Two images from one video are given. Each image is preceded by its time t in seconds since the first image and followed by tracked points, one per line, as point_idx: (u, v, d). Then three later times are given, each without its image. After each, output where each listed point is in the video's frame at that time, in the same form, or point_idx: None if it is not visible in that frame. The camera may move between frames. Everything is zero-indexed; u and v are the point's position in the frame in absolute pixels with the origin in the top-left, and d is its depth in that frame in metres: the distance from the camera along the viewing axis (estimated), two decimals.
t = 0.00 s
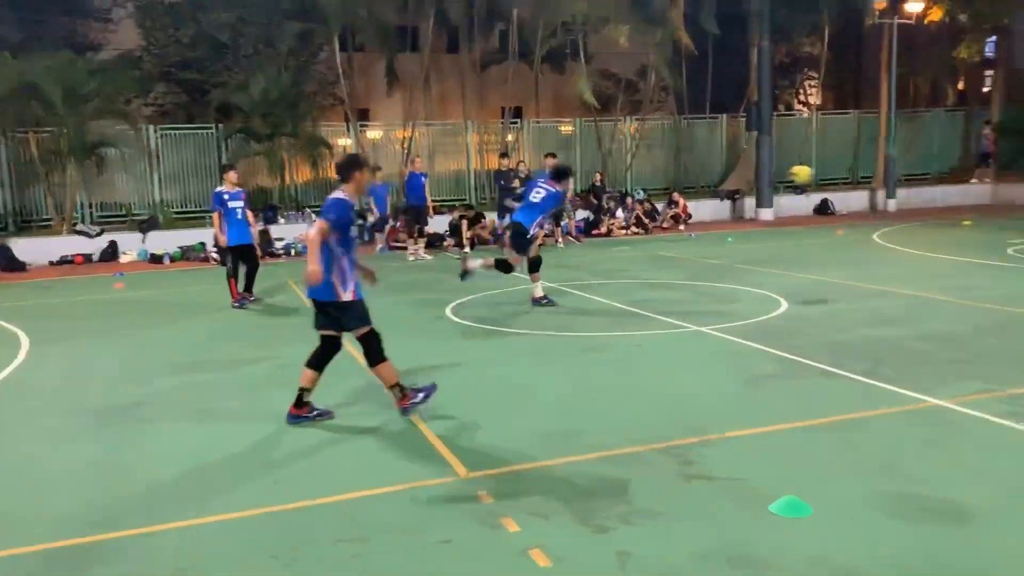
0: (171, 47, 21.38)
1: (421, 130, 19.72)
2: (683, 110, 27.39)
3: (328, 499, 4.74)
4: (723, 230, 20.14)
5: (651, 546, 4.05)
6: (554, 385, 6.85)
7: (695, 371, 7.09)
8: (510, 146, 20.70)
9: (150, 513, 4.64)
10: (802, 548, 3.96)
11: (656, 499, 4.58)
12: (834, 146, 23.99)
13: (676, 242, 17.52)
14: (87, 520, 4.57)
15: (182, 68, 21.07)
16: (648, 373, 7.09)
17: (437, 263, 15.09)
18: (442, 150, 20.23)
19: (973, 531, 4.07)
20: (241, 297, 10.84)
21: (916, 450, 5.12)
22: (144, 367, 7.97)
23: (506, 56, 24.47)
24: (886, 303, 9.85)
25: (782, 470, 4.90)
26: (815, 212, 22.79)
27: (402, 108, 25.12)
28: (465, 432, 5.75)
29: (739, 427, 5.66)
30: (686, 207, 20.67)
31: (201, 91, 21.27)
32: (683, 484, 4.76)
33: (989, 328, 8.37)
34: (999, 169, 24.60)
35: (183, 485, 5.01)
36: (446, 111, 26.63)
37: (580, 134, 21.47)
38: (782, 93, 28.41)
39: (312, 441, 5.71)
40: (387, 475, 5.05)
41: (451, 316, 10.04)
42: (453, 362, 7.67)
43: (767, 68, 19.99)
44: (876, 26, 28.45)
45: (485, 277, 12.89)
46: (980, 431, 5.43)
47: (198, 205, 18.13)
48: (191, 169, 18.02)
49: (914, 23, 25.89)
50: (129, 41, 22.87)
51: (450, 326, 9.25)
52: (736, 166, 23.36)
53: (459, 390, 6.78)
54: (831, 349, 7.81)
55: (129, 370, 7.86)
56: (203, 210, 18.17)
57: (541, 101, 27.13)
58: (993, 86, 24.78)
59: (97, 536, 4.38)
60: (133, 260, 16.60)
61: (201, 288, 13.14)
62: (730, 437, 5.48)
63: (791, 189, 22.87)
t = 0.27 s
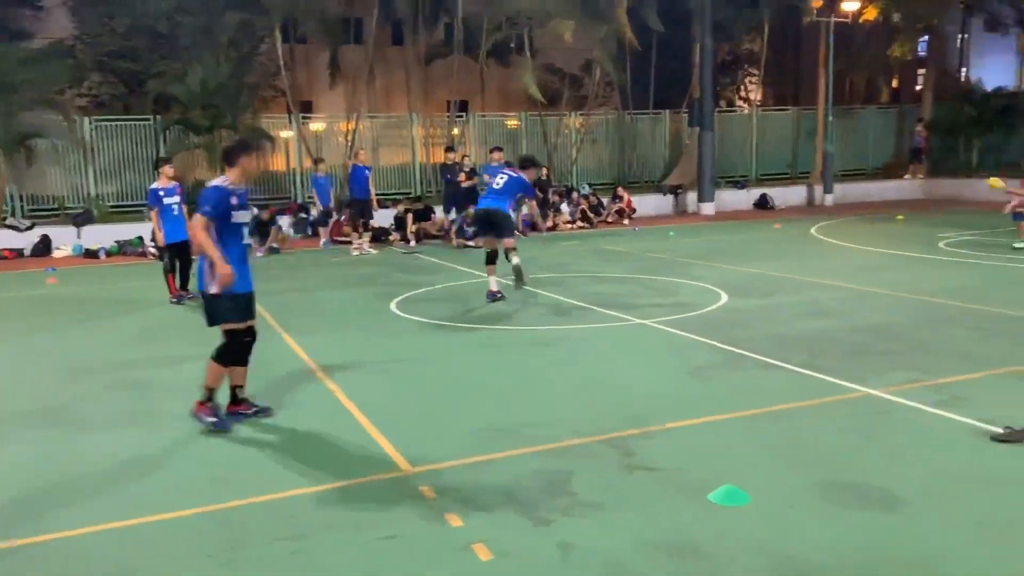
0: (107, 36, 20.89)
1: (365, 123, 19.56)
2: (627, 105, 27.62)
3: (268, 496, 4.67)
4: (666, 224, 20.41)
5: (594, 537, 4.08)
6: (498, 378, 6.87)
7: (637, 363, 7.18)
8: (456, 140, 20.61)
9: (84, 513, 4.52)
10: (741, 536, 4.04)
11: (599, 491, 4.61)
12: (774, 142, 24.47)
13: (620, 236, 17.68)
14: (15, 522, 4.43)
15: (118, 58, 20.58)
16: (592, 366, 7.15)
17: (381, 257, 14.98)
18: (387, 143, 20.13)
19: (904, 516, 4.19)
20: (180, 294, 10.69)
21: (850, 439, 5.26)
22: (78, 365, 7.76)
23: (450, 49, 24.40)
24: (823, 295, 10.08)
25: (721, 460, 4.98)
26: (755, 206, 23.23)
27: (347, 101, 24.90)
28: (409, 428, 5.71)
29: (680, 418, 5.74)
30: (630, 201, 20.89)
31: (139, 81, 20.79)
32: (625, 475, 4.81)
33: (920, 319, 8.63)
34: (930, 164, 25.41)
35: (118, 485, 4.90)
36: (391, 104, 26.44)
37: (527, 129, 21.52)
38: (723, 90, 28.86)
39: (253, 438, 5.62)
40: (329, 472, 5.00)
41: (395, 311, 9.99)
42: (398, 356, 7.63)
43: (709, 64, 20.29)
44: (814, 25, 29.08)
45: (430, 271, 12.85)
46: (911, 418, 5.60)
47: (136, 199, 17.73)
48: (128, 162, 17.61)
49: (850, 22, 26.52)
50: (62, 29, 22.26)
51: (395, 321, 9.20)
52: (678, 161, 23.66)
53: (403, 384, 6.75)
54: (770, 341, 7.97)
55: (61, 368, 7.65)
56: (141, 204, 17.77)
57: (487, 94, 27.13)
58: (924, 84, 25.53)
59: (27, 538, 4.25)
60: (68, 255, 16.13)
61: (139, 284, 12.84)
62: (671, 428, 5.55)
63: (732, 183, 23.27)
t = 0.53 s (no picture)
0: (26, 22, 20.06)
1: (299, 115, 19.27)
2: (563, 100, 27.76)
3: (195, 496, 4.55)
4: (602, 220, 20.57)
5: (527, 531, 4.08)
6: (433, 373, 6.83)
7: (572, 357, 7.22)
8: (392, 133, 20.43)
9: None
10: (672, 527, 4.08)
11: (532, 485, 4.61)
12: (707, 139, 24.89)
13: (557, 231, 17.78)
14: None
15: (38, 45, 19.81)
16: (527, 360, 7.17)
17: (316, 252, 14.76)
18: (321, 136, 19.85)
19: (829, 504, 4.30)
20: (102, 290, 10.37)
21: (778, 429, 5.37)
22: None
23: (386, 42, 24.17)
24: (753, 289, 10.30)
25: (653, 452, 5.03)
26: (688, 202, 23.62)
27: (280, 92, 24.44)
28: (340, 425, 5.63)
29: (613, 411, 5.79)
30: (567, 196, 21.00)
31: (60, 70, 20.06)
32: (559, 468, 4.83)
33: (846, 312, 8.88)
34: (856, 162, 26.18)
35: (36, 488, 4.71)
36: (326, 96, 26.07)
37: (464, 124, 21.44)
38: (658, 87, 29.21)
39: (180, 437, 5.47)
40: (259, 470, 4.90)
41: (329, 304, 9.86)
42: (330, 353, 7.51)
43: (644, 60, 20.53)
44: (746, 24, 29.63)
45: (365, 266, 12.72)
46: (836, 408, 5.76)
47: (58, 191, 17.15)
48: (50, 154, 17.05)
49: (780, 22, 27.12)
50: None
51: (329, 316, 9.08)
52: (615, 158, 23.88)
53: (336, 381, 6.66)
54: (702, 333, 8.08)
55: None
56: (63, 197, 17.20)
57: (424, 87, 26.96)
58: (851, 84, 26.27)
59: None
60: None
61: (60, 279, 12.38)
62: (605, 421, 5.59)
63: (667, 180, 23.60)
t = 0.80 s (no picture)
0: None
1: (238, 110, 18.94)
2: (508, 99, 27.80)
3: (129, 500, 4.44)
4: (547, 218, 20.66)
5: (469, 530, 4.08)
6: (375, 372, 6.78)
7: (515, 355, 7.23)
8: (335, 130, 20.21)
9: None
10: (612, 522, 4.13)
11: (473, 483, 4.61)
12: (650, 139, 25.18)
13: (502, 229, 17.80)
14: None
15: None
16: (470, 358, 7.16)
17: (257, 250, 14.52)
18: (261, 132, 19.52)
19: (765, 497, 4.39)
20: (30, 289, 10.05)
21: (716, 424, 5.46)
22: None
23: (329, 37, 23.91)
24: (694, 286, 10.45)
25: (595, 448, 5.08)
26: (631, 201, 23.87)
27: (219, 88, 24.00)
28: (279, 426, 5.56)
29: (555, 408, 5.82)
30: (512, 195, 21.04)
31: None
32: (500, 466, 4.84)
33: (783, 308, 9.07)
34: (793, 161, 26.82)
35: None
36: (267, 91, 25.66)
37: (408, 121, 21.33)
38: (602, 86, 29.46)
39: (113, 439, 5.34)
40: (195, 473, 4.80)
41: (270, 303, 9.71)
42: (268, 353, 7.39)
43: (588, 60, 20.73)
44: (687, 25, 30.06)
45: (307, 264, 12.56)
46: (771, 403, 5.88)
47: None
48: None
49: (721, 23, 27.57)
50: None
51: (269, 315, 8.93)
52: (559, 156, 24.00)
53: (276, 381, 6.56)
54: (643, 330, 8.18)
55: None
56: None
57: (367, 84, 26.75)
58: (788, 85, 26.88)
59: None
60: None
61: None
62: (547, 418, 5.62)
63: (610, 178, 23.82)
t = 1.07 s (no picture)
0: None
1: (192, 113, 18.67)
2: (467, 103, 27.81)
3: (74, 511, 4.35)
4: (505, 223, 20.68)
5: (424, 537, 4.07)
6: (331, 378, 6.73)
7: (473, 360, 7.23)
8: (291, 133, 20.03)
9: None
10: (567, 527, 4.14)
11: (428, 490, 4.60)
12: (607, 145, 25.36)
13: (460, 234, 17.77)
14: None
15: None
16: (427, 363, 7.14)
17: (211, 255, 14.31)
18: (215, 135, 19.26)
19: (718, 500, 4.45)
20: None
21: (671, 428, 5.52)
22: None
23: (285, 40, 23.69)
24: (650, 291, 10.55)
25: (551, 453, 5.10)
26: (589, 206, 24.03)
27: (173, 90, 23.65)
28: (231, 434, 5.47)
29: (512, 414, 5.83)
30: (471, 199, 21.02)
31: None
32: (456, 473, 4.83)
33: (738, 312, 9.20)
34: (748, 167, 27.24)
35: None
36: (222, 94, 25.33)
37: (365, 124, 21.22)
38: (560, 92, 29.63)
39: (58, 449, 5.21)
40: (144, 483, 4.72)
41: (224, 309, 9.59)
42: (221, 360, 7.28)
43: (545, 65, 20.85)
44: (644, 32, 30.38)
45: (262, 269, 12.42)
46: (726, 407, 5.96)
47: None
48: None
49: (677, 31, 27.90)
50: None
51: (222, 321, 8.81)
52: (518, 161, 24.05)
53: (230, 388, 6.48)
54: (599, 335, 8.23)
55: None
56: None
57: (324, 87, 26.57)
58: (742, 93, 27.28)
59: None
60: None
61: None
62: (503, 424, 5.63)
63: (568, 184, 23.93)
